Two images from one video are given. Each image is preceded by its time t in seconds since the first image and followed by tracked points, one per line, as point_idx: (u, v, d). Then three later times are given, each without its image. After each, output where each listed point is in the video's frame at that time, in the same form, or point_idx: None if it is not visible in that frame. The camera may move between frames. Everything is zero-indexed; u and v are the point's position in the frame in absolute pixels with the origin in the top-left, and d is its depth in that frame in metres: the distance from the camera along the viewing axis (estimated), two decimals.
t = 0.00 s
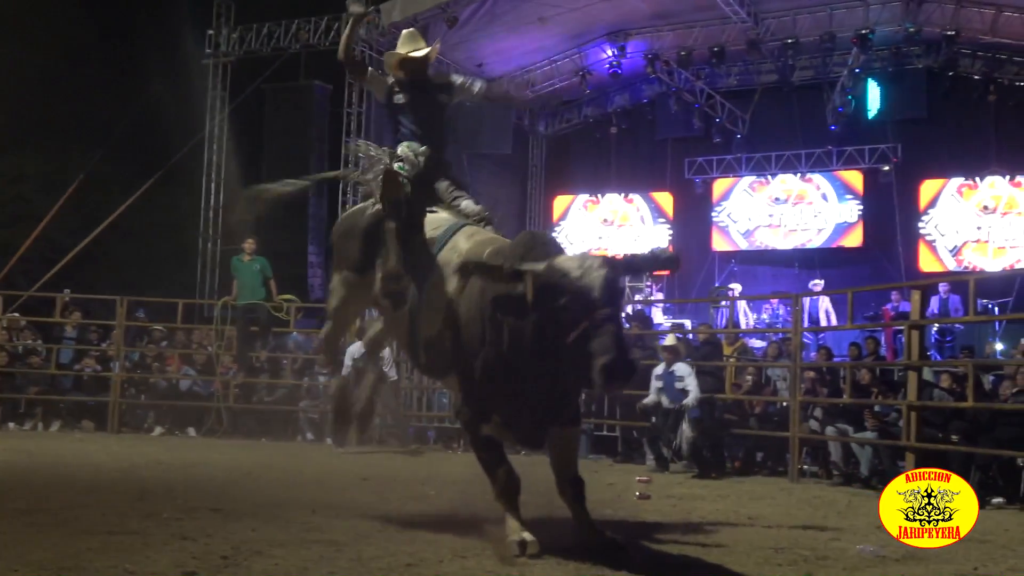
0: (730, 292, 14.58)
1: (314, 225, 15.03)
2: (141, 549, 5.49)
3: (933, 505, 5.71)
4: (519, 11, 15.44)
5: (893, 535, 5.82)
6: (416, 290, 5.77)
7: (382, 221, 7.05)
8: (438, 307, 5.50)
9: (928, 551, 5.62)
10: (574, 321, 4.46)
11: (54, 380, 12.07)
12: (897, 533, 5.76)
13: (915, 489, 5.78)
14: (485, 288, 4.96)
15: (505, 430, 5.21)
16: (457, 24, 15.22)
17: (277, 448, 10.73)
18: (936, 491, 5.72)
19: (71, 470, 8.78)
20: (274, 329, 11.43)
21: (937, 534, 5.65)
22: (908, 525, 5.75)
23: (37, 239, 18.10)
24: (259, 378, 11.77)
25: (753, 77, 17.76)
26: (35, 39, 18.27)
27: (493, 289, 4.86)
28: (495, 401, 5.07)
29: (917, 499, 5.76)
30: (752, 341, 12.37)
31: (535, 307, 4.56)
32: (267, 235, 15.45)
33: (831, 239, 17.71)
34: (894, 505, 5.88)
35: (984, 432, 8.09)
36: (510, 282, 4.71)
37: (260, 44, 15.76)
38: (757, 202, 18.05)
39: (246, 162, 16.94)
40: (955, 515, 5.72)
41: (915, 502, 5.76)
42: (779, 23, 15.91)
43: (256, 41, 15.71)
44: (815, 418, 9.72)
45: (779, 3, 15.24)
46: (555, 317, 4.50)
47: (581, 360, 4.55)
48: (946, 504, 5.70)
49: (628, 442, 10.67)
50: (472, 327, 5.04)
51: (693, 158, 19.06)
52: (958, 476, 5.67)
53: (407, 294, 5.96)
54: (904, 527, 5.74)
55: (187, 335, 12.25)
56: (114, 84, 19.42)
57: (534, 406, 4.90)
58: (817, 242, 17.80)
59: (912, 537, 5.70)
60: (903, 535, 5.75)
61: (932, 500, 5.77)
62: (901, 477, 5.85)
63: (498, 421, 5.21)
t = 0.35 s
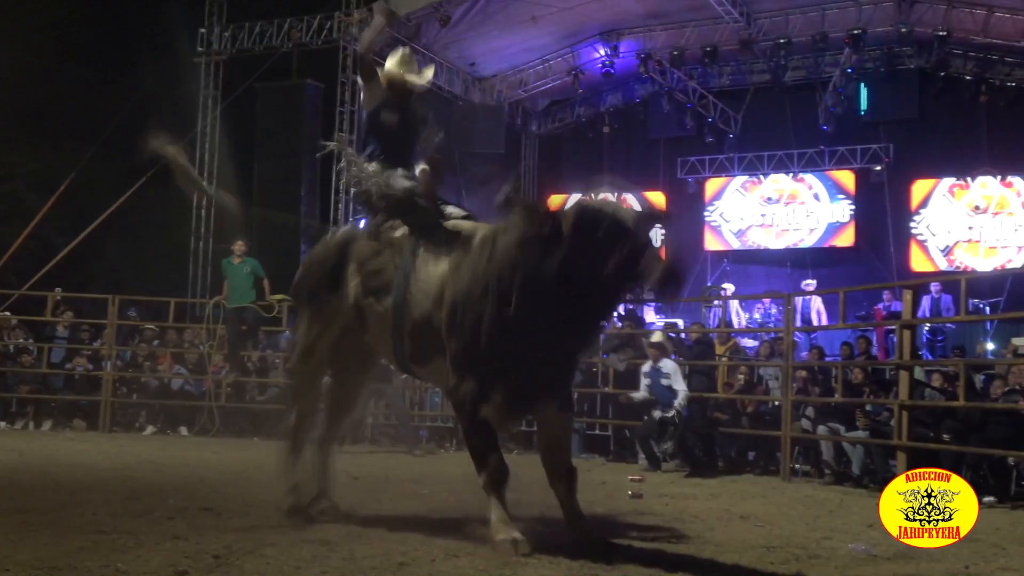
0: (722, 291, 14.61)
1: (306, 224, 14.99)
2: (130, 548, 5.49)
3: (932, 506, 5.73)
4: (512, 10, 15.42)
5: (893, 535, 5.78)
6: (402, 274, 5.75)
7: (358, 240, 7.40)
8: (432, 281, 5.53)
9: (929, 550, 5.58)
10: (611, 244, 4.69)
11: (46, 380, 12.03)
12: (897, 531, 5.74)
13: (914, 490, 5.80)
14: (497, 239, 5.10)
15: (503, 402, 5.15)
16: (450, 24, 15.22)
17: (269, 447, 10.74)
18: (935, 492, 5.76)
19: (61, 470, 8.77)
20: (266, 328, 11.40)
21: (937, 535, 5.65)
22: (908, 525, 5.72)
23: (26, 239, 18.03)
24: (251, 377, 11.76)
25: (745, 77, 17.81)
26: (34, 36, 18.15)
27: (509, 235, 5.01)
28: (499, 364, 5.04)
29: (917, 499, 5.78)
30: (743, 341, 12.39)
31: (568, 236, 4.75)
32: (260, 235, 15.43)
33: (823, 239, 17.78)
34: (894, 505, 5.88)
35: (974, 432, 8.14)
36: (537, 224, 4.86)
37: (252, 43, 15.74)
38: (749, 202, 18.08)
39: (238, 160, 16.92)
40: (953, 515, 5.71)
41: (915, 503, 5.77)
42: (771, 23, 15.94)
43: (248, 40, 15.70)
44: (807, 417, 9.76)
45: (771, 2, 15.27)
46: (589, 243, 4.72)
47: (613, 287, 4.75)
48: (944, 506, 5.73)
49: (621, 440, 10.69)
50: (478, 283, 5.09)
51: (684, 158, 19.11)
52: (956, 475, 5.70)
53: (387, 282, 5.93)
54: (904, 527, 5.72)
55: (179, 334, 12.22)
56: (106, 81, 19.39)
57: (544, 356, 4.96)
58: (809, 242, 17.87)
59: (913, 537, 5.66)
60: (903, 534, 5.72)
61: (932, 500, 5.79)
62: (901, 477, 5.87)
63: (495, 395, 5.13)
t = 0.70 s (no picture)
0: (713, 290, 14.79)
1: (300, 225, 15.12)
2: (131, 546, 5.63)
3: (932, 506, 5.58)
4: (505, 12, 15.53)
5: (893, 535, 5.70)
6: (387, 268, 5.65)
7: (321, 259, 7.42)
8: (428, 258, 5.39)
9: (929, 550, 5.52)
10: (649, 178, 4.83)
11: (45, 379, 12.15)
12: (895, 531, 5.65)
13: (914, 491, 5.65)
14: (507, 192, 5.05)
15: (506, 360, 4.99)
16: (444, 26, 15.37)
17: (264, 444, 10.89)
18: (935, 492, 5.61)
19: (61, 469, 8.91)
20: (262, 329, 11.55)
21: (937, 535, 5.55)
22: (908, 524, 5.61)
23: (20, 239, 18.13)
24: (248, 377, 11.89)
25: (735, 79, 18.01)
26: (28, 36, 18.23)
27: (524, 185, 4.98)
28: (507, 313, 4.89)
29: (917, 500, 5.64)
30: (732, 339, 12.51)
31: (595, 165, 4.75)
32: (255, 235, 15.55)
33: (812, 239, 18.03)
34: (894, 505, 5.75)
35: (960, 428, 8.28)
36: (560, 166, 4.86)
37: (248, 46, 15.88)
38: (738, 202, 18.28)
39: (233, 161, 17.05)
40: (954, 515, 5.57)
41: (914, 504, 5.63)
42: (760, 26, 16.12)
43: (243, 43, 15.84)
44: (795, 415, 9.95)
45: (760, 5, 15.45)
46: (623, 180, 4.77)
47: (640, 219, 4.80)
48: (945, 505, 5.58)
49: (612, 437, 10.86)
50: (490, 238, 4.98)
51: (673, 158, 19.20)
52: (956, 476, 5.57)
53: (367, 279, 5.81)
54: (902, 526, 5.63)
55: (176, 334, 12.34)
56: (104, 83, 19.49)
57: (564, 303, 4.87)
58: (797, 242, 18.12)
59: (911, 536, 5.59)
60: (902, 534, 5.63)
61: (933, 500, 5.64)
62: (901, 477, 5.72)
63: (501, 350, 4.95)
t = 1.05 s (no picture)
0: (702, 290, 15.05)
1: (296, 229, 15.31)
2: (134, 544, 5.80)
3: (931, 506, 5.31)
4: (498, 18, 15.76)
5: (891, 536, 5.46)
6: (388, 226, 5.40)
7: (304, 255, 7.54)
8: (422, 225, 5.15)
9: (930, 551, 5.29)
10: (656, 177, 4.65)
11: (47, 380, 12.33)
12: (895, 531, 5.41)
13: (914, 490, 5.37)
14: (516, 157, 4.76)
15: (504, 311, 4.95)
16: (438, 32, 15.59)
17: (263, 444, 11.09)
18: (934, 492, 5.33)
19: (65, 467, 9.11)
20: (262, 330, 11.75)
21: (938, 535, 5.30)
22: (908, 524, 5.37)
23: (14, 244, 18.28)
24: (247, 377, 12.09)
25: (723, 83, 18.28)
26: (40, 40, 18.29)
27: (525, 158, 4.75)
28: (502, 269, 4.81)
29: (916, 500, 5.36)
30: (723, 339, 12.71)
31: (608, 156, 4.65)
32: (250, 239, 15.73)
33: (800, 238, 18.25)
34: (894, 505, 5.49)
35: (946, 423, 8.53)
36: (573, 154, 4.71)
37: (246, 53, 16.12)
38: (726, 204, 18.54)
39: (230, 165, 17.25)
40: (954, 515, 5.29)
41: (914, 503, 5.35)
42: (747, 30, 16.39)
43: (241, 49, 16.08)
44: (786, 411, 10.15)
45: (746, 10, 15.72)
46: (631, 173, 4.62)
47: (661, 213, 4.68)
48: (944, 505, 5.29)
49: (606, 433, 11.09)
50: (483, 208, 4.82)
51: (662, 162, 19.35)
52: (957, 476, 5.31)
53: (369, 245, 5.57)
54: (903, 525, 5.38)
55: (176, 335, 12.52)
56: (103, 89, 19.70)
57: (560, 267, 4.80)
58: (785, 242, 18.34)
59: (912, 536, 5.35)
60: (902, 535, 5.39)
61: (932, 500, 5.37)
62: (901, 477, 5.47)
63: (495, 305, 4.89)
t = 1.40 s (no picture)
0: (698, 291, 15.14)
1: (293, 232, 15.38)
2: (134, 543, 5.85)
3: (930, 507, 5.39)
4: (495, 20, 15.89)
5: (893, 538, 5.51)
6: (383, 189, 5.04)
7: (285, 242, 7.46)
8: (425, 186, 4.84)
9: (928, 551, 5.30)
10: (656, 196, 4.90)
11: (48, 380, 12.37)
12: (894, 532, 5.48)
13: (914, 492, 5.47)
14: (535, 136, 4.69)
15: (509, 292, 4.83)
16: (435, 35, 15.72)
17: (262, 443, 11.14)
18: (934, 493, 5.42)
19: (66, 466, 9.16)
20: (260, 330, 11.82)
21: (937, 534, 5.32)
22: (907, 524, 5.43)
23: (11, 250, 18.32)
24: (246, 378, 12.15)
25: (718, 85, 18.42)
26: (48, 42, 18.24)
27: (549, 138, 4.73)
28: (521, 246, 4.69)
29: (917, 501, 5.44)
30: (719, 337, 12.79)
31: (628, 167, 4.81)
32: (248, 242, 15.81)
33: (794, 239, 18.27)
34: (894, 505, 5.57)
35: (939, 421, 8.64)
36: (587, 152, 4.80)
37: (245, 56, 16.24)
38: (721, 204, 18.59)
39: (228, 167, 17.33)
40: (953, 516, 5.35)
41: (914, 504, 5.43)
42: (741, 33, 16.52)
43: (240, 52, 16.19)
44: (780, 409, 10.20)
45: (740, 12, 15.86)
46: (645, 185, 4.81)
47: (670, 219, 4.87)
48: (943, 506, 5.37)
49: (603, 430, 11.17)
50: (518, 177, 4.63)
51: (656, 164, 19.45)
52: (956, 476, 5.39)
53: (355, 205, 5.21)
54: (902, 526, 5.45)
55: (175, 335, 12.58)
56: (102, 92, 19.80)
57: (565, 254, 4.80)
58: (779, 242, 18.35)
59: (911, 535, 5.39)
60: (901, 535, 5.44)
61: (932, 500, 5.44)
62: (901, 477, 5.56)
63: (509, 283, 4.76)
